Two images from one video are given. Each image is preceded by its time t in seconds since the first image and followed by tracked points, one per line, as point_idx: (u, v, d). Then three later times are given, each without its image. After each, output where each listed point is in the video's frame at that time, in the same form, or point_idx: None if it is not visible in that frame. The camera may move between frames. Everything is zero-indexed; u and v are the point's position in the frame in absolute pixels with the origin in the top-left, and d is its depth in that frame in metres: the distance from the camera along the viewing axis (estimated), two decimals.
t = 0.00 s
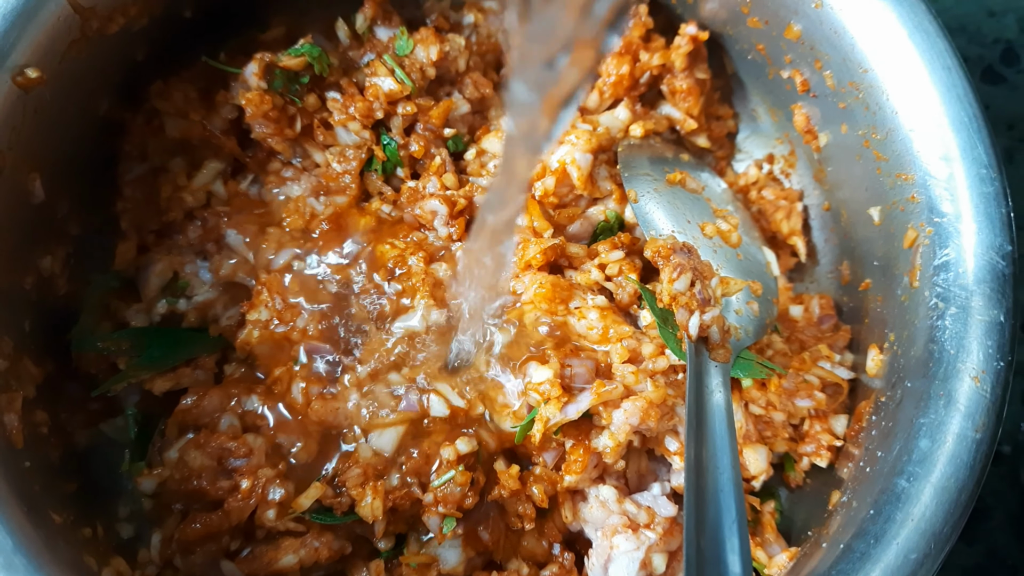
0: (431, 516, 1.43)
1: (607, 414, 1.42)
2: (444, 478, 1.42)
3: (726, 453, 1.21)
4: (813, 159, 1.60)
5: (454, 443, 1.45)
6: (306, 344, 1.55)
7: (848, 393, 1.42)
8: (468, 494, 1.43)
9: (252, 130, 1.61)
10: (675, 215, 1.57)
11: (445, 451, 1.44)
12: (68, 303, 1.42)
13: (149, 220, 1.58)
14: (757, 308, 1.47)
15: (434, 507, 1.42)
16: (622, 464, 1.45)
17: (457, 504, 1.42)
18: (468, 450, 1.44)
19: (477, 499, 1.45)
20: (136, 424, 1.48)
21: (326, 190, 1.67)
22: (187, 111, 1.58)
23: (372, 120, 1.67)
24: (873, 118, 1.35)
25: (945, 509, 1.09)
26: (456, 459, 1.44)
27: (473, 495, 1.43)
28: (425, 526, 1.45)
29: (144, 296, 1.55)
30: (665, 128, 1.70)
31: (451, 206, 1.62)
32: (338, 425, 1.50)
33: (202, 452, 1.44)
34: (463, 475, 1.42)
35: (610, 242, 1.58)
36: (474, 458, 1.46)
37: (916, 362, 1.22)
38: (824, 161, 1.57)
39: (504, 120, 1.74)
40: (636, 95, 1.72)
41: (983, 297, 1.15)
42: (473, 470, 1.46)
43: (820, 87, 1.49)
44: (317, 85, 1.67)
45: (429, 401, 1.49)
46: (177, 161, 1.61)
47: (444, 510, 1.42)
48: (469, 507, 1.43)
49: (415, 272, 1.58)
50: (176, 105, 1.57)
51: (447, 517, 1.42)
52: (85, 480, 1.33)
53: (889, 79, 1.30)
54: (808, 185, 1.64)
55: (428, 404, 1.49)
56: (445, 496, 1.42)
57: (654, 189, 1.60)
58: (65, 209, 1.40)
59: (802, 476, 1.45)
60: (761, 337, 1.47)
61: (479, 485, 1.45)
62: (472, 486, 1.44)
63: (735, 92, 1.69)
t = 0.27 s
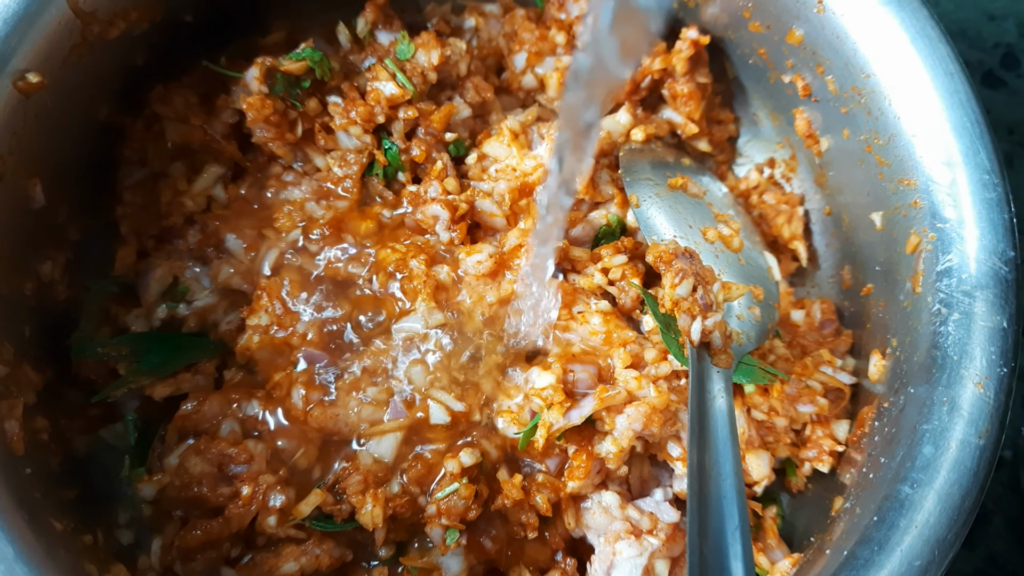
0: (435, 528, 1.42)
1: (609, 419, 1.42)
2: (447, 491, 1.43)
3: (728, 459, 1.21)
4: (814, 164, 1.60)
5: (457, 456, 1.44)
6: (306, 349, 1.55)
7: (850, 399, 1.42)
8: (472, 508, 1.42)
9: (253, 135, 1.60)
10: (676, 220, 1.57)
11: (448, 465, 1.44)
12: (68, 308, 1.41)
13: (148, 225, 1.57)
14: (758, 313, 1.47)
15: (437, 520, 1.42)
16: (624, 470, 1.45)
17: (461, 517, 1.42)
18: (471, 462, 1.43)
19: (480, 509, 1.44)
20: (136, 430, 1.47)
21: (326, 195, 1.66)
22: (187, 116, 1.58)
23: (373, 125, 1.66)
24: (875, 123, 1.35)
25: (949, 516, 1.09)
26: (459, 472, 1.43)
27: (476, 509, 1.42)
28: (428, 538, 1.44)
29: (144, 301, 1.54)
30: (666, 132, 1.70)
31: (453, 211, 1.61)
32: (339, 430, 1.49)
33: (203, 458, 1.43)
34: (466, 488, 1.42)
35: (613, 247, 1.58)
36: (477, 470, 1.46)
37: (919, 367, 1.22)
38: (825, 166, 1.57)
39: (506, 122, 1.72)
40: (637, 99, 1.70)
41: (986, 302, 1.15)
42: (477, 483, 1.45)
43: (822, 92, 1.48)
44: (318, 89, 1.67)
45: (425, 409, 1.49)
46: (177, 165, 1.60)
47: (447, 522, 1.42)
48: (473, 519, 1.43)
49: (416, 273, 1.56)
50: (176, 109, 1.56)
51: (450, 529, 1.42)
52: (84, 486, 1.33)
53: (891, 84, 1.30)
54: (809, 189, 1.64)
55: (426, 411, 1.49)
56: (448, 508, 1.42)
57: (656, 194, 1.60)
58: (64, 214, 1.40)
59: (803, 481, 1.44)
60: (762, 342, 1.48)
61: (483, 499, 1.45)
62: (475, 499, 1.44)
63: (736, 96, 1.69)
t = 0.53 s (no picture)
0: (437, 531, 1.43)
1: (612, 421, 1.43)
2: (450, 495, 1.43)
3: (729, 460, 1.22)
4: (814, 166, 1.61)
5: (460, 460, 1.45)
6: (307, 350, 1.55)
7: (849, 400, 1.44)
8: (474, 512, 1.43)
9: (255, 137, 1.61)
10: (677, 222, 1.58)
11: (451, 469, 1.45)
12: (70, 310, 1.41)
13: (150, 226, 1.58)
14: (758, 315, 1.48)
15: (439, 524, 1.43)
16: (626, 471, 1.45)
17: (463, 521, 1.43)
18: (473, 466, 1.44)
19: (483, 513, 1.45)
20: (138, 431, 1.47)
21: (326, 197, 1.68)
22: (189, 118, 1.58)
23: (375, 127, 1.66)
24: (875, 126, 1.36)
25: (949, 516, 1.10)
26: (462, 476, 1.44)
27: (479, 513, 1.43)
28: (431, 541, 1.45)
29: (145, 303, 1.55)
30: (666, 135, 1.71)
31: (454, 213, 1.62)
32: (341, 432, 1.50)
33: (205, 459, 1.44)
34: (470, 492, 1.42)
35: (615, 249, 1.58)
36: (480, 474, 1.47)
37: (918, 369, 1.23)
38: (824, 168, 1.58)
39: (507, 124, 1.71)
40: (637, 102, 1.71)
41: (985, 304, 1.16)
42: (479, 487, 1.46)
43: (821, 95, 1.49)
44: (320, 91, 1.67)
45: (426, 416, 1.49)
46: (178, 167, 1.61)
47: (449, 526, 1.42)
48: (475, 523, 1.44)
49: (417, 274, 1.56)
50: (178, 111, 1.56)
51: (453, 533, 1.43)
52: (88, 487, 1.33)
53: (891, 87, 1.31)
54: (808, 191, 1.65)
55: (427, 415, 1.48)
56: (451, 512, 1.42)
57: (657, 196, 1.61)
58: (66, 216, 1.40)
59: (803, 482, 1.45)
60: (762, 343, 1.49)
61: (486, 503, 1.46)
62: (478, 503, 1.45)
63: (735, 99, 1.70)
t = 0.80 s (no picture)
0: (439, 540, 1.41)
1: (615, 425, 1.42)
2: (452, 504, 1.41)
3: (733, 464, 1.21)
4: (816, 169, 1.60)
5: (462, 470, 1.43)
6: (305, 353, 1.55)
7: (852, 403, 1.43)
8: (477, 522, 1.42)
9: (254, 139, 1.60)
10: (679, 225, 1.57)
11: (452, 478, 1.42)
12: (68, 314, 1.40)
13: (148, 229, 1.57)
14: (762, 318, 1.47)
15: (441, 533, 1.41)
16: (629, 475, 1.45)
17: (465, 530, 1.41)
18: (476, 476, 1.42)
19: (485, 522, 1.44)
20: (137, 435, 1.46)
21: (329, 199, 1.66)
22: (188, 120, 1.57)
23: (375, 129, 1.65)
24: (878, 128, 1.35)
25: (955, 521, 1.09)
26: (465, 485, 1.42)
27: (481, 523, 1.42)
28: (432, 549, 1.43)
29: (144, 306, 1.53)
30: (668, 137, 1.70)
31: (455, 215, 1.60)
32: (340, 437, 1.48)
33: (205, 464, 1.43)
34: (472, 502, 1.41)
35: (616, 251, 1.58)
36: (482, 483, 1.45)
37: (923, 373, 1.22)
38: (827, 170, 1.57)
39: (508, 127, 1.71)
40: (638, 104, 1.71)
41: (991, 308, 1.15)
42: (482, 496, 1.44)
43: (824, 97, 1.49)
44: (320, 93, 1.66)
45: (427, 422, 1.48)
46: (178, 170, 1.60)
47: (451, 535, 1.41)
48: (477, 531, 1.43)
49: (417, 276, 1.56)
50: (177, 114, 1.55)
51: (456, 542, 1.42)
52: (87, 492, 1.32)
53: (894, 90, 1.30)
54: (811, 193, 1.64)
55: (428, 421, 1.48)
56: (453, 522, 1.40)
57: (659, 200, 1.60)
58: (65, 219, 1.39)
59: (806, 486, 1.45)
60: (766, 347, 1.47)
61: (489, 512, 1.45)
62: (481, 512, 1.43)
63: (737, 101, 1.70)
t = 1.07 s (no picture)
0: (435, 544, 1.41)
1: (611, 426, 1.41)
2: (449, 508, 1.41)
3: (730, 465, 1.20)
4: (812, 169, 1.60)
5: (460, 474, 1.43)
6: (299, 353, 1.54)
7: (849, 404, 1.42)
8: (473, 526, 1.42)
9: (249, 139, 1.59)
10: (675, 225, 1.56)
11: (450, 482, 1.42)
12: (62, 315, 1.39)
13: (144, 230, 1.56)
14: (758, 319, 1.47)
15: (437, 537, 1.41)
16: (626, 476, 1.44)
17: (461, 534, 1.41)
18: (473, 480, 1.42)
19: (482, 527, 1.44)
20: (131, 437, 1.45)
21: (324, 199, 1.65)
22: (183, 120, 1.56)
23: (370, 129, 1.65)
24: (875, 128, 1.35)
25: (952, 523, 1.09)
26: (462, 490, 1.42)
27: (478, 528, 1.42)
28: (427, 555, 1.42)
29: (138, 307, 1.52)
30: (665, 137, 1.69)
31: (451, 216, 1.59)
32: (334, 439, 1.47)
33: (199, 466, 1.42)
34: (470, 507, 1.40)
35: (613, 252, 1.57)
36: (479, 488, 1.45)
37: (921, 373, 1.22)
38: (823, 170, 1.57)
39: (503, 126, 1.70)
40: (635, 103, 1.69)
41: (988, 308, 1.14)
42: (479, 500, 1.44)
43: (820, 97, 1.48)
44: (315, 93, 1.65)
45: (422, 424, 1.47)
46: (172, 170, 1.59)
47: (447, 539, 1.41)
48: (474, 536, 1.42)
49: (413, 277, 1.55)
50: (172, 113, 1.54)
51: (452, 547, 1.41)
52: (81, 495, 1.33)
53: (891, 89, 1.30)
54: (807, 193, 1.64)
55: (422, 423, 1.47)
56: (450, 526, 1.40)
57: (655, 199, 1.59)
58: (59, 220, 1.38)
59: (803, 487, 1.44)
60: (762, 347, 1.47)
61: (485, 514, 1.44)
62: (477, 517, 1.43)
63: (733, 100, 1.69)
